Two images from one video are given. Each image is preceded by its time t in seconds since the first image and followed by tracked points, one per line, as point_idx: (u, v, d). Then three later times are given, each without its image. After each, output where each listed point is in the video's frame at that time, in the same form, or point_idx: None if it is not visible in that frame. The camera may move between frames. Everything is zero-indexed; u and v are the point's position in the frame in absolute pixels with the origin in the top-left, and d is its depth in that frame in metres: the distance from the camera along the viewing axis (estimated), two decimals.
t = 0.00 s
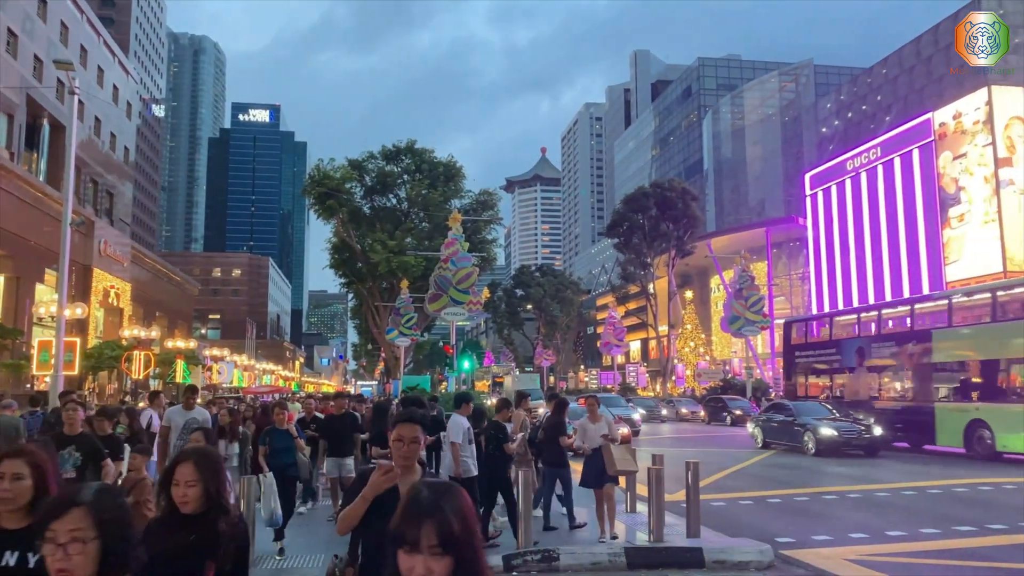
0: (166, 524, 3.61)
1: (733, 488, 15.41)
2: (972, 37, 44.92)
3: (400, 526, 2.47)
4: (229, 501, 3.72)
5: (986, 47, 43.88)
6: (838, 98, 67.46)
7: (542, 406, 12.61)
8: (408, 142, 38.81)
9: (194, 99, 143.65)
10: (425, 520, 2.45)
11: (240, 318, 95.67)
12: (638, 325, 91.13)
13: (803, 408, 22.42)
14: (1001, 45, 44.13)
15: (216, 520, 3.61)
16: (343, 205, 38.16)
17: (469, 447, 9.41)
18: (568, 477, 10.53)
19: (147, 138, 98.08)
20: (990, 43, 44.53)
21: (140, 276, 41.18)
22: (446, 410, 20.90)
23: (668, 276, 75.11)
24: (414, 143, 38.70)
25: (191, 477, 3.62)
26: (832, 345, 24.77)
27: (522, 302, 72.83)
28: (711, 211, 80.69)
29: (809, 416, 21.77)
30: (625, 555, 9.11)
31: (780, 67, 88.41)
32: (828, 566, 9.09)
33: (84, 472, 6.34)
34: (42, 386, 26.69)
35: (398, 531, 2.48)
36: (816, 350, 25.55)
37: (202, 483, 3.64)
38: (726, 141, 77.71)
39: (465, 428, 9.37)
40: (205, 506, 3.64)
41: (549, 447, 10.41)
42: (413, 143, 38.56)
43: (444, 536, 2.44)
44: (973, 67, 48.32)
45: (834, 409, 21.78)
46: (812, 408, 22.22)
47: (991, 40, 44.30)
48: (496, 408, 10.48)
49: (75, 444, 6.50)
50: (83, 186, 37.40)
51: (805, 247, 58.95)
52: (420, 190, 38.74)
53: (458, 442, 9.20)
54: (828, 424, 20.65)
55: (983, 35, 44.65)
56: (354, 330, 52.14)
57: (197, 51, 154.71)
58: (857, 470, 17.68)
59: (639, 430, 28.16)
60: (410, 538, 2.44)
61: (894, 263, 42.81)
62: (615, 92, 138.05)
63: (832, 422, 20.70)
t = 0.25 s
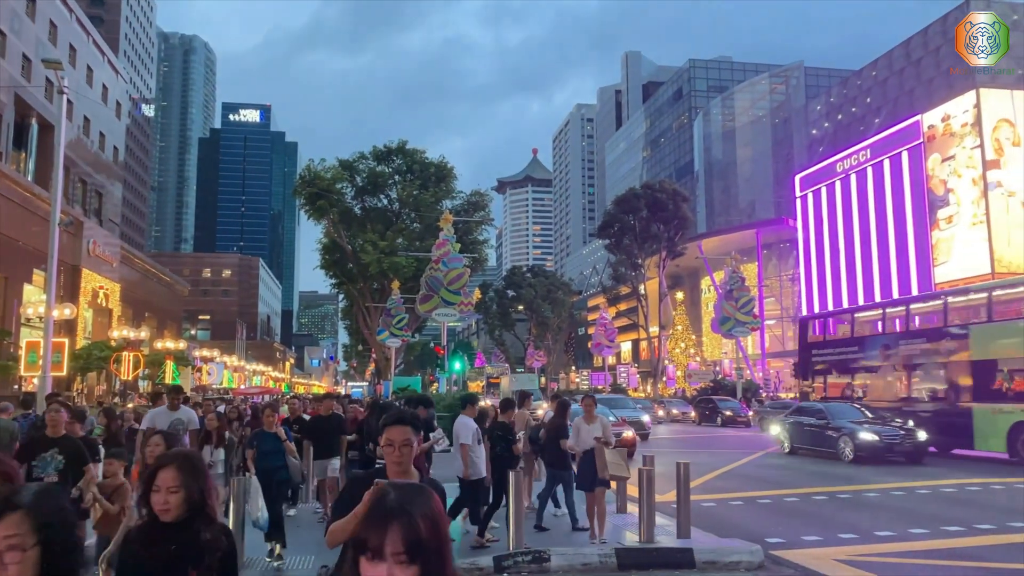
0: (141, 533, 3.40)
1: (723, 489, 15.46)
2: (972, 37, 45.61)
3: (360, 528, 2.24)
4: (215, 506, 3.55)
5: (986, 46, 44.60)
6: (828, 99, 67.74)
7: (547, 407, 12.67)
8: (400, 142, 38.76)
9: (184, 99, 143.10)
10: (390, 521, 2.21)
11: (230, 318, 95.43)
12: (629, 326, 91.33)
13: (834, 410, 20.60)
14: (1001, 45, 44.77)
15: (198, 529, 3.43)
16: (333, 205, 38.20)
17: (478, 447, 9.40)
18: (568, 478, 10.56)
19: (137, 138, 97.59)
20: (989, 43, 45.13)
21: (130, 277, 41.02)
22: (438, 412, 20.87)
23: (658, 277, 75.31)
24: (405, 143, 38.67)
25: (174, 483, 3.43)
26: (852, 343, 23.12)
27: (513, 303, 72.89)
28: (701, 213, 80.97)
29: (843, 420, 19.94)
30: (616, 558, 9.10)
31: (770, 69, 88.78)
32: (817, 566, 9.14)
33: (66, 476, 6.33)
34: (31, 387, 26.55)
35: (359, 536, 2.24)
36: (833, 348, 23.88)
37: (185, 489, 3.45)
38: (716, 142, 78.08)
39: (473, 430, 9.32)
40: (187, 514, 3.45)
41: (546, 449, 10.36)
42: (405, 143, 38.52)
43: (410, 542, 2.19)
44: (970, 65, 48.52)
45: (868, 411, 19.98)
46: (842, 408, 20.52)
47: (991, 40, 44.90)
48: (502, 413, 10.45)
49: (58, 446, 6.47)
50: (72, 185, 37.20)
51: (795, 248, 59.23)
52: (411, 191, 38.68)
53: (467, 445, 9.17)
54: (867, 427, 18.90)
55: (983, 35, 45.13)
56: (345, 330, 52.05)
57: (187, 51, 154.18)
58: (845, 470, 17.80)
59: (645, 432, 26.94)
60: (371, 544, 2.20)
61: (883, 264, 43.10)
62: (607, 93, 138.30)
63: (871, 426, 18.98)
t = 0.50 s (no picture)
0: (105, 544, 3.08)
1: (714, 490, 15.50)
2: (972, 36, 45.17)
3: (341, 545, 2.23)
4: (189, 509, 3.21)
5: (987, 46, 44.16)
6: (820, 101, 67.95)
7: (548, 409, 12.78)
8: (392, 143, 38.71)
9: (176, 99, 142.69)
10: (374, 537, 2.19)
11: (222, 319, 95.19)
12: (622, 327, 91.46)
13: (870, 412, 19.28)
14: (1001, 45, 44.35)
15: (173, 534, 3.11)
16: (326, 206, 38.07)
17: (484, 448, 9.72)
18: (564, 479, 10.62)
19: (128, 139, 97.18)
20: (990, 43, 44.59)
21: (121, 277, 40.87)
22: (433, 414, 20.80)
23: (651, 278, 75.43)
24: (398, 144, 38.62)
25: (141, 490, 3.13)
26: (874, 340, 21.82)
27: (506, 304, 72.92)
28: (694, 214, 81.18)
29: (879, 422, 18.62)
30: (610, 560, 9.08)
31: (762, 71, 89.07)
32: (808, 566, 9.17)
33: (50, 478, 6.31)
34: (23, 389, 26.43)
35: (340, 552, 2.22)
36: (856, 347, 22.56)
37: (153, 493, 3.14)
38: (708, 143, 78.32)
39: (479, 429, 9.71)
40: (159, 521, 3.13)
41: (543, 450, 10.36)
42: (397, 144, 38.46)
43: (396, 559, 2.18)
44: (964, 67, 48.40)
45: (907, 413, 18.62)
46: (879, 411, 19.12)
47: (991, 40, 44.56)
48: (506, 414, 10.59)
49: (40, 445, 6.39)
50: (63, 186, 37.01)
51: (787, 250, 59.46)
52: (404, 192, 38.63)
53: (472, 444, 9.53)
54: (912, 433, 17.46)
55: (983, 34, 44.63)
56: (338, 331, 51.98)
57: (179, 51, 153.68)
58: (835, 471, 17.89)
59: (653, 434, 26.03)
60: (353, 560, 2.18)
61: (874, 265, 43.26)
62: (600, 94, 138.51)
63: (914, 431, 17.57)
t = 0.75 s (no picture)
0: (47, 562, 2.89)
1: (706, 491, 15.55)
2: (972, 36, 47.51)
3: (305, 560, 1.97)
4: (134, 521, 3.02)
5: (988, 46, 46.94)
6: (811, 103, 68.22)
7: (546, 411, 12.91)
8: (384, 144, 38.72)
9: (167, 99, 142.17)
10: (340, 549, 1.97)
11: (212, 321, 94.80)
12: (613, 328, 91.57)
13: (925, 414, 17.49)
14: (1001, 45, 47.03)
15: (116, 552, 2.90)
16: (317, 207, 37.98)
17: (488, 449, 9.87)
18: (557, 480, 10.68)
19: (119, 139, 96.71)
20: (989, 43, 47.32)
21: (111, 279, 40.70)
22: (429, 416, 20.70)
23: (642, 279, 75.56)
24: (390, 145, 38.62)
25: (84, 501, 2.96)
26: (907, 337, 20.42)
27: (498, 305, 72.94)
28: (685, 216, 81.44)
29: (937, 425, 16.85)
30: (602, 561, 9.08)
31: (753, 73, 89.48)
32: (798, 566, 9.24)
33: (22, 487, 6.01)
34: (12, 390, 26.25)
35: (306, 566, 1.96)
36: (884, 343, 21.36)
37: (99, 506, 2.97)
38: (700, 145, 78.60)
39: (484, 431, 9.85)
40: (105, 537, 2.93)
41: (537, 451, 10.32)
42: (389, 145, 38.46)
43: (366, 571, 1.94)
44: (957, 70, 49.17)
45: (967, 415, 16.83)
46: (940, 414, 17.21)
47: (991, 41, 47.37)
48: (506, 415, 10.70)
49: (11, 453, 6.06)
50: (52, 186, 36.81)
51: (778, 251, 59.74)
52: (395, 193, 38.63)
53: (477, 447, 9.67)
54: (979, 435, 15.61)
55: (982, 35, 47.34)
56: (329, 333, 51.82)
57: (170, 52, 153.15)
58: (825, 471, 17.98)
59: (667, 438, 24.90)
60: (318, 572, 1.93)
61: (864, 267, 43.43)
62: (591, 96, 138.76)
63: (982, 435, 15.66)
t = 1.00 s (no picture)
0: None
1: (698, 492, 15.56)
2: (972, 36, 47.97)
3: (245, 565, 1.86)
4: (83, 533, 2.99)
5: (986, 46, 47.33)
6: (802, 104, 68.38)
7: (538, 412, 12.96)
8: (376, 145, 38.67)
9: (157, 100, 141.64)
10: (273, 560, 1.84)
11: (204, 322, 94.35)
12: (606, 329, 91.62)
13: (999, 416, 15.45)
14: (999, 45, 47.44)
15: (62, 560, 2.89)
16: (309, 208, 37.97)
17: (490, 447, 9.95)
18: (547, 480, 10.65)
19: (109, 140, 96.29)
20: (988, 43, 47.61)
21: (101, 280, 40.50)
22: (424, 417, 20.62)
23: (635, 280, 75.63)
24: (382, 145, 38.57)
25: (29, 505, 2.93)
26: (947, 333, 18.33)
27: (491, 306, 72.89)
28: (677, 217, 81.56)
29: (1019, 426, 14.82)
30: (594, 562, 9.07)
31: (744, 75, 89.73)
32: (788, 566, 9.25)
33: None
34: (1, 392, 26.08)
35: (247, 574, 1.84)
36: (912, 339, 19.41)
37: (43, 510, 2.93)
38: (692, 146, 78.73)
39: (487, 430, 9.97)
40: (46, 549, 2.91)
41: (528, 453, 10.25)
42: (381, 145, 38.39)
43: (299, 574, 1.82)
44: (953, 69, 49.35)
45: None
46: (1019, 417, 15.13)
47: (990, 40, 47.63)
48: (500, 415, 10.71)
49: None
50: (42, 187, 36.62)
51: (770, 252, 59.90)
52: (387, 193, 38.54)
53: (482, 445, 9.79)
54: None
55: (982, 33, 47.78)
56: (321, 334, 51.70)
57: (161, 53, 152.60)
58: (816, 472, 18.01)
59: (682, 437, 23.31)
60: None
61: (854, 268, 43.59)
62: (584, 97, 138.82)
63: None
